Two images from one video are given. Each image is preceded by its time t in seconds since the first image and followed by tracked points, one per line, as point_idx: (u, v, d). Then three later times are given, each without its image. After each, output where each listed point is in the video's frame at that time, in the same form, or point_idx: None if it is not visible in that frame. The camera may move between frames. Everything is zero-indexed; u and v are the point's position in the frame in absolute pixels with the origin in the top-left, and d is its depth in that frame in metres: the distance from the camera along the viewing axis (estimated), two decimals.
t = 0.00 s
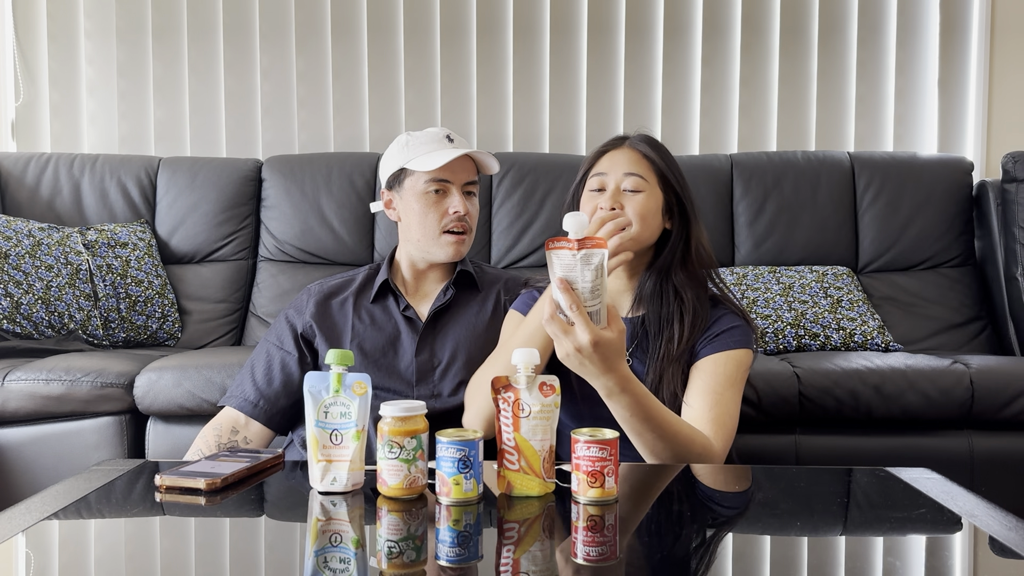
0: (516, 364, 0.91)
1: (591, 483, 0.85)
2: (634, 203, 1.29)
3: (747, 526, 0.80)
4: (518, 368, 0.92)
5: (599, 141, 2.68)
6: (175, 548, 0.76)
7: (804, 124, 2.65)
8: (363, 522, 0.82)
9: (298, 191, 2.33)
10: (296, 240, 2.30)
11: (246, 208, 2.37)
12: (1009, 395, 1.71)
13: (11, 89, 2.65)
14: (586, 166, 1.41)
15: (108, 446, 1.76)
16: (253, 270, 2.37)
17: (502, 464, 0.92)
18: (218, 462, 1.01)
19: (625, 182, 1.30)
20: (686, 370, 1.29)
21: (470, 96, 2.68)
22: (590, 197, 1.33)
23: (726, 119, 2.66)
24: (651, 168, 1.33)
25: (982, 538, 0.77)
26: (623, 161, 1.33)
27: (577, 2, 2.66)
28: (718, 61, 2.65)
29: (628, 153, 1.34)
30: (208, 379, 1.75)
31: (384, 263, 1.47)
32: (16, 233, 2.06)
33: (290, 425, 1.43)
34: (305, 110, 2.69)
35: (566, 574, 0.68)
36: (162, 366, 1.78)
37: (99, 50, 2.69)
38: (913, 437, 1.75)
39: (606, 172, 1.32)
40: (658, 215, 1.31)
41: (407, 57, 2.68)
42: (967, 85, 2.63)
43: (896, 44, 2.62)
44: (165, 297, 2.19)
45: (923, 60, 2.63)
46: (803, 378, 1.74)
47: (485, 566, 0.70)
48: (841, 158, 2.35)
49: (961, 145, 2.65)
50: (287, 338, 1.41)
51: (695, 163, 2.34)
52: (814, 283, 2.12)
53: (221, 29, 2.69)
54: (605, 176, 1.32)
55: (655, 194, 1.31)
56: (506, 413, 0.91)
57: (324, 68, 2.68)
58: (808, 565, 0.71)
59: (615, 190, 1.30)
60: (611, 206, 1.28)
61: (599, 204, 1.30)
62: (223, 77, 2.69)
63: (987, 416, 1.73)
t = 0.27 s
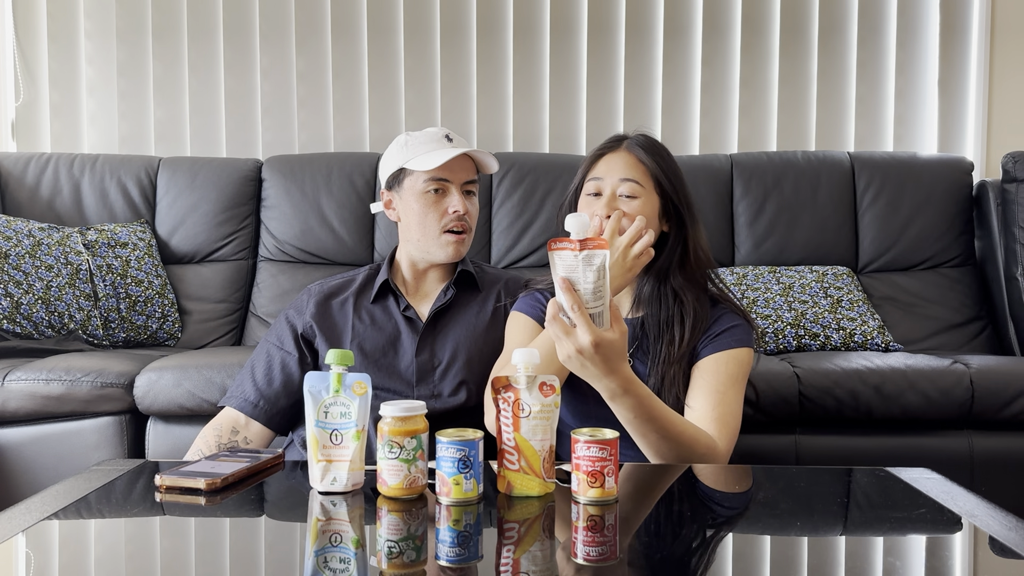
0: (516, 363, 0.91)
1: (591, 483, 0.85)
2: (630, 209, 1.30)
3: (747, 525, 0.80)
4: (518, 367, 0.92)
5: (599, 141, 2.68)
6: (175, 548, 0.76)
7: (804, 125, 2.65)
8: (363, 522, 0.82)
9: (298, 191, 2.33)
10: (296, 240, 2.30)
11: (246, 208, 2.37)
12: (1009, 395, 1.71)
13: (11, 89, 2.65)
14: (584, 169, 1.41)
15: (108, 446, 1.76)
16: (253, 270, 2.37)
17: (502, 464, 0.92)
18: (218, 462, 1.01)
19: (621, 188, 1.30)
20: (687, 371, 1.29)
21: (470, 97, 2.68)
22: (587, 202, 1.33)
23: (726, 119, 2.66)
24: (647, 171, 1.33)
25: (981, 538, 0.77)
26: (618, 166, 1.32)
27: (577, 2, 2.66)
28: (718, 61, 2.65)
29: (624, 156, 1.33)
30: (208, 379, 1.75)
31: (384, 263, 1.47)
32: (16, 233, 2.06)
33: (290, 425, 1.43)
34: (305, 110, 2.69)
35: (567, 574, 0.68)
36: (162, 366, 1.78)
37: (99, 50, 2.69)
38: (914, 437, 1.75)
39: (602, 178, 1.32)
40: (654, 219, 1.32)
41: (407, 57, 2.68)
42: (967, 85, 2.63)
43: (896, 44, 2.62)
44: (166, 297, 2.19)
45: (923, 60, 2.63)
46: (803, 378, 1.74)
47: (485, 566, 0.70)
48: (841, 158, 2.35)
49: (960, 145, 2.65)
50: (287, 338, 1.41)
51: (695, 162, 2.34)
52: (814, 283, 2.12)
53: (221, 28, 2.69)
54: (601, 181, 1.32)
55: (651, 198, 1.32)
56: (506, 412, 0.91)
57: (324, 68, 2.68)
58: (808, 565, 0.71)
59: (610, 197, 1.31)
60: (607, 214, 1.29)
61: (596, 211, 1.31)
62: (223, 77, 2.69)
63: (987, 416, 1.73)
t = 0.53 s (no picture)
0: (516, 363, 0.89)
1: (591, 483, 0.85)
2: (615, 206, 1.31)
3: (748, 525, 0.80)
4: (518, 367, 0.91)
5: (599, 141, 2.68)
6: (175, 548, 0.76)
7: (804, 124, 2.65)
8: (363, 522, 0.82)
9: (298, 191, 2.33)
10: (296, 240, 2.30)
11: (246, 208, 2.37)
12: (1009, 395, 1.71)
13: (11, 89, 2.65)
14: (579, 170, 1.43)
15: (108, 446, 1.76)
16: (253, 270, 2.37)
17: (502, 464, 0.92)
18: (218, 462, 1.01)
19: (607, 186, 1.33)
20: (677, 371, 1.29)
21: (470, 97, 2.68)
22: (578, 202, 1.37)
23: (726, 119, 2.66)
24: (636, 169, 1.33)
25: (981, 538, 0.77)
26: (608, 165, 1.35)
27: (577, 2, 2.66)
28: (718, 61, 2.65)
29: (615, 156, 1.35)
30: (208, 379, 1.75)
31: (385, 262, 1.47)
32: (16, 233, 2.06)
33: (290, 425, 1.43)
34: (305, 110, 2.69)
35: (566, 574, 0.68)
36: (162, 366, 1.78)
37: (99, 50, 2.69)
38: (914, 437, 1.75)
39: (593, 177, 1.35)
40: (642, 216, 1.33)
41: (407, 57, 2.68)
42: (967, 84, 2.63)
43: (896, 44, 2.62)
44: (166, 297, 2.20)
45: (922, 60, 2.63)
46: (803, 377, 1.74)
47: (485, 566, 0.70)
48: (841, 158, 2.35)
49: (961, 145, 2.65)
50: (287, 338, 1.41)
51: (695, 163, 2.34)
52: (814, 283, 2.12)
53: (221, 28, 2.69)
54: (591, 181, 1.36)
55: (638, 195, 1.32)
56: (506, 413, 0.91)
57: (324, 68, 2.68)
58: (808, 565, 0.71)
59: (597, 195, 1.34)
60: (591, 213, 1.33)
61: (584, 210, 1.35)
62: (223, 77, 2.69)
63: (987, 416, 1.73)
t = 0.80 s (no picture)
0: (516, 363, 0.90)
1: (591, 483, 0.85)
2: (594, 206, 1.27)
3: (748, 525, 0.80)
4: (518, 367, 0.91)
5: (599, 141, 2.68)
6: (175, 548, 0.76)
7: (804, 125, 2.65)
8: (363, 522, 0.82)
9: (298, 191, 2.32)
10: (296, 240, 2.30)
11: (246, 208, 2.37)
12: (1010, 395, 1.71)
13: (11, 89, 2.65)
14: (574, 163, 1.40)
15: (108, 446, 1.76)
16: (253, 270, 2.36)
17: (502, 464, 0.92)
18: (218, 462, 1.01)
19: (588, 186, 1.29)
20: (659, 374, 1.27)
21: (470, 97, 2.68)
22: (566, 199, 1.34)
23: (726, 119, 2.66)
24: (614, 167, 1.28)
25: (982, 538, 0.77)
26: (591, 164, 1.30)
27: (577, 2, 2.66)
28: (718, 61, 2.65)
29: (599, 153, 1.30)
30: (208, 379, 1.75)
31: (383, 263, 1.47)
32: (16, 233, 2.06)
33: (290, 425, 1.43)
34: (305, 110, 2.69)
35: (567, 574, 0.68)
36: (162, 366, 1.78)
37: (99, 51, 2.69)
38: (914, 437, 1.75)
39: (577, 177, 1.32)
40: (621, 216, 1.28)
41: (407, 58, 2.68)
42: (967, 84, 2.63)
43: (896, 44, 2.62)
44: (165, 297, 2.20)
45: (923, 60, 2.63)
46: (803, 377, 1.74)
47: (484, 566, 0.70)
48: (841, 158, 2.35)
49: (961, 145, 2.65)
50: (287, 337, 1.41)
51: (695, 163, 2.34)
52: (814, 283, 2.12)
53: (221, 28, 2.69)
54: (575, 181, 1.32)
55: (616, 195, 1.27)
56: (506, 413, 0.91)
57: (324, 68, 2.68)
58: (809, 565, 0.71)
59: (578, 195, 1.30)
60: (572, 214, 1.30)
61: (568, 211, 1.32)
62: (223, 77, 2.69)
63: (986, 416, 1.73)
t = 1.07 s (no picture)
0: (516, 363, 0.90)
1: (591, 483, 0.85)
2: (591, 205, 1.28)
3: (747, 525, 0.80)
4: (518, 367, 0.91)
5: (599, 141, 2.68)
6: (176, 548, 0.76)
7: (804, 125, 2.65)
8: (363, 522, 0.82)
9: (298, 191, 2.32)
10: (296, 240, 2.30)
11: (245, 208, 2.37)
12: (1010, 395, 1.71)
13: (11, 89, 2.65)
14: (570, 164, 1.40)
15: (108, 446, 1.76)
16: (253, 270, 2.36)
17: (502, 464, 0.92)
18: (218, 462, 1.01)
19: (584, 185, 1.29)
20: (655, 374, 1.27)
21: (470, 97, 2.68)
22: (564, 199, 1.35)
23: (726, 119, 2.66)
24: (609, 168, 1.28)
25: (981, 538, 0.77)
26: (586, 164, 1.31)
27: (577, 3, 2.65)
28: (718, 61, 2.65)
29: (595, 154, 1.31)
30: (208, 379, 1.75)
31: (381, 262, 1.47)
32: (16, 233, 2.07)
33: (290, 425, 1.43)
34: (305, 110, 2.68)
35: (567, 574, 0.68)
36: (162, 366, 1.78)
37: (99, 51, 2.69)
38: (914, 437, 1.75)
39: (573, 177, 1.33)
40: (616, 215, 1.28)
41: (407, 58, 2.68)
42: (967, 84, 2.63)
43: (896, 44, 2.62)
44: (165, 297, 2.20)
45: (923, 60, 2.63)
46: (803, 377, 1.74)
47: (484, 566, 0.70)
48: (841, 158, 2.35)
49: (961, 145, 2.65)
50: (286, 338, 1.41)
51: (695, 163, 2.34)
52: (814, 283, 2.12)
53: (221, 28, 2.69)
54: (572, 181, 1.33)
55: (612, 195, 1.27)
56: (506, 413, 0.91)
57: (324, 68, 2.68)
58: (808, 565, 0.71)
59: (574, 194, 1.31)
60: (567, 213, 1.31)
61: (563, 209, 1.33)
62: (223, 77, 2.69)
63: (986, 416, 1.73)
